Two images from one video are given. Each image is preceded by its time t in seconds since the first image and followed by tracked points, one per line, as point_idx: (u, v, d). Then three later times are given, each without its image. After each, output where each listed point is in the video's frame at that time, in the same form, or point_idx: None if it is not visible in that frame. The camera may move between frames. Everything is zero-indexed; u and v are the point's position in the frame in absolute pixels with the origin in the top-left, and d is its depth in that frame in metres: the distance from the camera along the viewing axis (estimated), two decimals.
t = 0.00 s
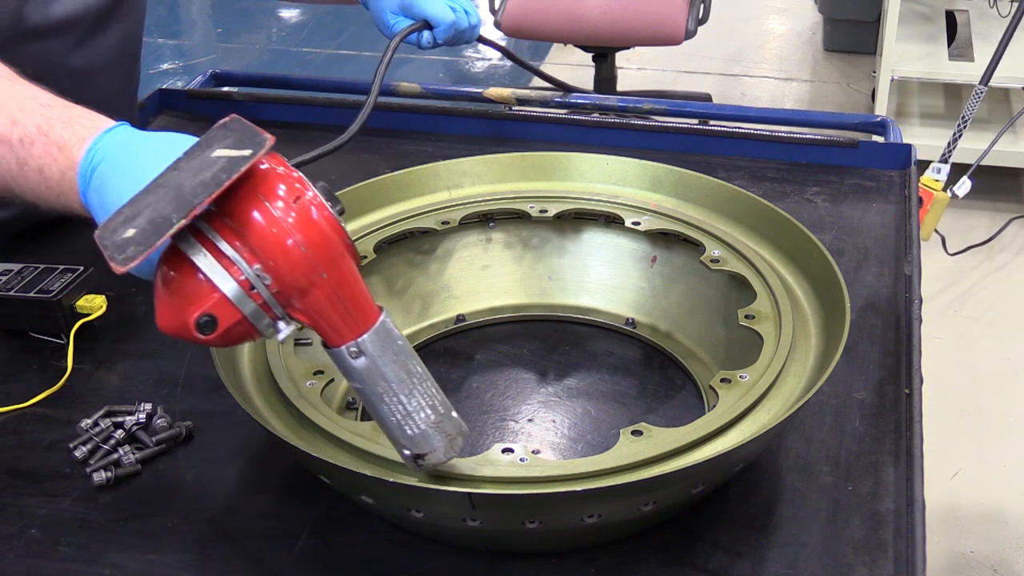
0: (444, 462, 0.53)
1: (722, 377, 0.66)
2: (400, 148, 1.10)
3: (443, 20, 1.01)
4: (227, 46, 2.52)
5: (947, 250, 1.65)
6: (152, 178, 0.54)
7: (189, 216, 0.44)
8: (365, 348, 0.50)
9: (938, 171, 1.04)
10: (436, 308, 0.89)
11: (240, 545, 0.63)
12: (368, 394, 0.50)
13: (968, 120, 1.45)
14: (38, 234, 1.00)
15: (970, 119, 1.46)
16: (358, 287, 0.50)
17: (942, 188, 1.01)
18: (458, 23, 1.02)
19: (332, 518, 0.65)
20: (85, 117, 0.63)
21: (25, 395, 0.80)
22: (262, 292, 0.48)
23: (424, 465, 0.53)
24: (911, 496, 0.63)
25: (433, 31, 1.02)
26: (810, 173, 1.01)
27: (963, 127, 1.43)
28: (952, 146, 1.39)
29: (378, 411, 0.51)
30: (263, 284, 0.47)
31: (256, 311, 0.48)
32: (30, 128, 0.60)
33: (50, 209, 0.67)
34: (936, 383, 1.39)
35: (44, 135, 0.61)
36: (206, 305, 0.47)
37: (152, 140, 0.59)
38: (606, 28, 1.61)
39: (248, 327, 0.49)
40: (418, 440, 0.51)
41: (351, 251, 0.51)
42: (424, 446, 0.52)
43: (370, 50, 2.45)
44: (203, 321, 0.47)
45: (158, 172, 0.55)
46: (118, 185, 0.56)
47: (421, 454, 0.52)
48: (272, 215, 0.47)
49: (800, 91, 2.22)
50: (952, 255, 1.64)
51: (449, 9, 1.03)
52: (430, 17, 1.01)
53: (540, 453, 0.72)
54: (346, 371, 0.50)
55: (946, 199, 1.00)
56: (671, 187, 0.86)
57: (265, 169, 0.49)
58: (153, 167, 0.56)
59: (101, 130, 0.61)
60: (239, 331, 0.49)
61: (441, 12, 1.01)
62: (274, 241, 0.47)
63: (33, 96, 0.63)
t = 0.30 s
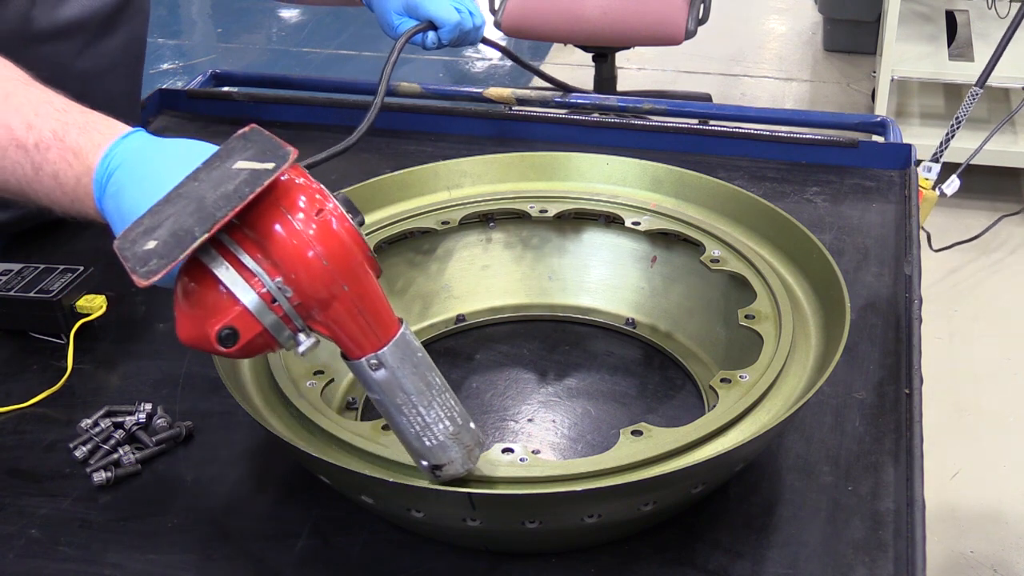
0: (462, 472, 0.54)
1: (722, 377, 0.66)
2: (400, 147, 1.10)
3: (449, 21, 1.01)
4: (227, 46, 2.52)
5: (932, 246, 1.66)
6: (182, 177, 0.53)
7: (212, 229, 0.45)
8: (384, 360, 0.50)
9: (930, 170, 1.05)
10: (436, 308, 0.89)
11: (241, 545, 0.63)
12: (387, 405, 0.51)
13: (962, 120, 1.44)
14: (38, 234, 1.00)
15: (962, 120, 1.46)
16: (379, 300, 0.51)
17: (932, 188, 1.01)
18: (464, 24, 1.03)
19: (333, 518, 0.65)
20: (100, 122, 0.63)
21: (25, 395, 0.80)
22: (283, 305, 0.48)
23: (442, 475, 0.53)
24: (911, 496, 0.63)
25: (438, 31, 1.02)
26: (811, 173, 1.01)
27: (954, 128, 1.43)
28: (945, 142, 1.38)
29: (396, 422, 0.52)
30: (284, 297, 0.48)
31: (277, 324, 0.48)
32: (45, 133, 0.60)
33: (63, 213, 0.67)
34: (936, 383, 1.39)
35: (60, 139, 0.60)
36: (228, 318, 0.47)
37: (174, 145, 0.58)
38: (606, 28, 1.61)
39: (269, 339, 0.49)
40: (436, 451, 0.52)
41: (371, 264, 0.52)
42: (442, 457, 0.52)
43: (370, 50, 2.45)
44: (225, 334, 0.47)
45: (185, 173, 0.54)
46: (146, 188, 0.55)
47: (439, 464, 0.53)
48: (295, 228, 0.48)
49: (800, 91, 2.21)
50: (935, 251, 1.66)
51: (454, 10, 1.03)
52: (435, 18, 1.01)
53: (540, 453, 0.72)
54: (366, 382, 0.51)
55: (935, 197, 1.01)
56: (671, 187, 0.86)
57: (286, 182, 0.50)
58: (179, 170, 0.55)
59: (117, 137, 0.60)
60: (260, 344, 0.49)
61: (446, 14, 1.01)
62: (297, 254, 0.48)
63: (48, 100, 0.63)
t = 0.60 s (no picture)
0: (495, 469, 0.54)
1: (722, 377, 0.66)
2: (400, 147, 1.10)
3: (455, 19, 1.01)
4: (227, 46, 2.52)
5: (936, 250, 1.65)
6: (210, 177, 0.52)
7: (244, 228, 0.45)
8: (417, 357, 0.50)
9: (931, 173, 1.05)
10: (436, 307, 0.89)
11: (241, 545, 0.63)
12: (421, 403, 0.51)
13: (961, 122, 1.44)
14: (38, 234, 1.00)
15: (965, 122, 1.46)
16: (410, 296, 0.51)
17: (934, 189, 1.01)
18: (470, 22, 1.03)
19: (333, 519, 0.65)
20: (122, 121, 0.62)
21: (25, 395, 0.80)
22: (314, 303, 0.48)
23: (474, 472, 0.54)
24: (911, 496, 0.63)
25: (444, 30, 1.02)
26: (811, 173, 1.01)
27: (958, 130, 1.42)
28: (949, 142, 1.38)
29: (429, 419, 0.52)
30: (316, 295, 0.48)
31: (309, 322, 0.48)
32: (68, 132, 0.59)
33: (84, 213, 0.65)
34: (936, 383, 1.39)
35: (83, 139, 0.59)
36: (260, 317, 0.47)
37: (202, 144, 0.57)
38: (606, 28, 1.62)
39: (299, 338, 0.49)
40: (469, 448, 0.52)
41: (402, 259, 0.52)
42: (475, 454, 0.53)
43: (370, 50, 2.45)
44: (257, 333, 0.48)
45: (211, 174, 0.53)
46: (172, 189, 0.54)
47: (471, 462, 0.53)
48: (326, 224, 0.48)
49: (800, 91, 2.22)
50: (940, 254, 1.64)
51: (461, 9, 1.03)
52: (442, 17, 1.01)
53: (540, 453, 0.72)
54: (399, 380, 0.51)
55: (937, 200, 1.01)
56: (671, 187, 0.86)
57: (315, 177, 0.49)
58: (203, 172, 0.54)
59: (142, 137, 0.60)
60: (292, 342, 0.49)
61: (452, 12, 1.01)
62: (329, 251, 0.47)
63: (70, 98, 0.62)
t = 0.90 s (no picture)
0: (529, 464, 0.54)
1: (723, 377, 0.66)
2: (400, 147, 1.10)
3: (457, 20, 1.01)
4: (227, 46, 2.52)
5: (944, 254, 1.64)
6: (246, 172, 0.53)
7: (288, 221, 0.44)
8: (456, 351, 0.50)
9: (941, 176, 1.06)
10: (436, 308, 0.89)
11: (241, 544, 0.63)
12: (459, 396, 0.51)
13: (971, 126, 1.44)
14: (38, 234, 1.00)
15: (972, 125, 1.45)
16: (450, 290, 0.50)
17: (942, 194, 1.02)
18: (472, 23, 1.02)
19: (333, 519, 0.65)
20: (148, 118, 0.62)
21: (25, 395, 0.80)
22: (356, 298, 0.48)
23: (509, 467, 0.54)
24: (911, 496, 0.63)
25: (446, 31, 1.02)
26: (811, 173, 1.01)
27: (966, 132, 1.42)
28: (959, 143, 1.38)
29: (466, 413, 0.52)
30: (357, 289, 0.48)
31: (350, 317, 0.48)
32: (94, 129, 0.58)
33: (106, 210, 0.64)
34: (936, 384, 1.39)
35: (109, 135, 0.59)
36: (303, 312, 0.47)
37: (227, 142, 0.57)
38: (606, 28, 1.62)
39: (340, 333, 0.48)
40: (505, 443, 0.52)
41: (442, 252, 0.51)
42: (512, 448, 0.53)
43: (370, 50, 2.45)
44: (299, 328, 0.47)
45: (245, 171, 0.54)
46: (206, 184, 0.54)
47: (507, 456, 0.53)
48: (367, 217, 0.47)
49: (800, 91, 2.22)
50: (948, 258, 1.64)
51: (463, 10, 1.03)
52: (444, 17, 1.01)
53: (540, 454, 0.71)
54: (436, 373, 0.51)
55: (946, 205, 1.01)
56: (671, 187, 0.86)
57: (355, 171, 0.49)
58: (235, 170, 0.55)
59: (169, 133, 0.60)
60: (332, 338, 0.49)
61: (453, 12, 1.01)
62: (370, 245, 0.47)
63: (93, 95, 0.61)
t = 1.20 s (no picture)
0: (557, 463, 0.54)
1: (723, 377, 0.67)
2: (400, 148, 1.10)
3: (459, 19, 1.01)
4: (227, 46, 2.52)
5: (942, 254, 1.64)
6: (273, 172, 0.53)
7: (326, 212, 0.44)
8: (488, 347, 0.50)
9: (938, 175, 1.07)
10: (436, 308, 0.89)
11: (241, 544, 0.63)
12: (489, 393, 0.51)
13: (965, 125, 1.44)
14: (38, 234, 1.00)
15: (966, 123, 1.46)
16: (482, 285, 0.50)
17: (938, 193, 1.02)
18: (474, 23, 1.03)
19: (333, 519, 0.65)
20: (172, 115, 0.61)
21: (25, 395, 0.80)
22: (391, 291, 0.47)
23: (537, 466, 0.54)
24: (911, 496, 0.63)
25: (448, 30, 1.02)
26: (811, 173, 1.01)
27: (960, 129, 1.43)
28: (953, 141, 1.38)
29: (496, 411, 0.52)
30: (392, 282, 0.47)
31: (385, 310, 0.48)
32: (119, 126, 0.58)
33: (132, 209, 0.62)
34: (936, 383, 1.39)
35: (134, 132, 0.58)
36: (338, 303, 0.47)
37: (251, 141, 0.58)
38: (606, 28, 1.62)
39: (373, 327, 0.48)
40: (534, 441, 0.52)
41: (475, 247, 0.51)
42: (541, 447, 0.53)
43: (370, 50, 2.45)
44: (333, 320, 0.47)
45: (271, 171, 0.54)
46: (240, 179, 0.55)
47: (536, 456, 0.53)
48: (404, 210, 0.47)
49: (800, 91, 2.22)
50: (947, 259, 1.64)
51: (465, 9, 1.03)
52: (447, 17, 1.01)
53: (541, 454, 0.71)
54: (467, 370, 0.51)
55: (942, 204, 1.01)
56: (671, 187, 0.86)
57: (391, 164, 0.49)
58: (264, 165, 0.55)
59: (194, 130, 0.59)
60: (366, 332, 0.48)
61: (457, 12, 1.01)
62: (407, 237, 0.47)
63: (118, 92, 0.61)
